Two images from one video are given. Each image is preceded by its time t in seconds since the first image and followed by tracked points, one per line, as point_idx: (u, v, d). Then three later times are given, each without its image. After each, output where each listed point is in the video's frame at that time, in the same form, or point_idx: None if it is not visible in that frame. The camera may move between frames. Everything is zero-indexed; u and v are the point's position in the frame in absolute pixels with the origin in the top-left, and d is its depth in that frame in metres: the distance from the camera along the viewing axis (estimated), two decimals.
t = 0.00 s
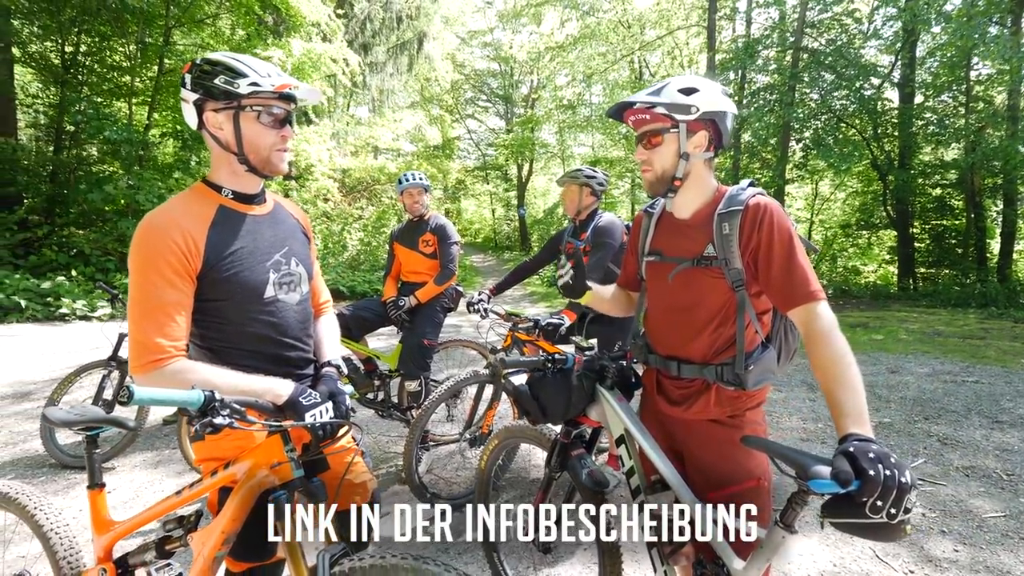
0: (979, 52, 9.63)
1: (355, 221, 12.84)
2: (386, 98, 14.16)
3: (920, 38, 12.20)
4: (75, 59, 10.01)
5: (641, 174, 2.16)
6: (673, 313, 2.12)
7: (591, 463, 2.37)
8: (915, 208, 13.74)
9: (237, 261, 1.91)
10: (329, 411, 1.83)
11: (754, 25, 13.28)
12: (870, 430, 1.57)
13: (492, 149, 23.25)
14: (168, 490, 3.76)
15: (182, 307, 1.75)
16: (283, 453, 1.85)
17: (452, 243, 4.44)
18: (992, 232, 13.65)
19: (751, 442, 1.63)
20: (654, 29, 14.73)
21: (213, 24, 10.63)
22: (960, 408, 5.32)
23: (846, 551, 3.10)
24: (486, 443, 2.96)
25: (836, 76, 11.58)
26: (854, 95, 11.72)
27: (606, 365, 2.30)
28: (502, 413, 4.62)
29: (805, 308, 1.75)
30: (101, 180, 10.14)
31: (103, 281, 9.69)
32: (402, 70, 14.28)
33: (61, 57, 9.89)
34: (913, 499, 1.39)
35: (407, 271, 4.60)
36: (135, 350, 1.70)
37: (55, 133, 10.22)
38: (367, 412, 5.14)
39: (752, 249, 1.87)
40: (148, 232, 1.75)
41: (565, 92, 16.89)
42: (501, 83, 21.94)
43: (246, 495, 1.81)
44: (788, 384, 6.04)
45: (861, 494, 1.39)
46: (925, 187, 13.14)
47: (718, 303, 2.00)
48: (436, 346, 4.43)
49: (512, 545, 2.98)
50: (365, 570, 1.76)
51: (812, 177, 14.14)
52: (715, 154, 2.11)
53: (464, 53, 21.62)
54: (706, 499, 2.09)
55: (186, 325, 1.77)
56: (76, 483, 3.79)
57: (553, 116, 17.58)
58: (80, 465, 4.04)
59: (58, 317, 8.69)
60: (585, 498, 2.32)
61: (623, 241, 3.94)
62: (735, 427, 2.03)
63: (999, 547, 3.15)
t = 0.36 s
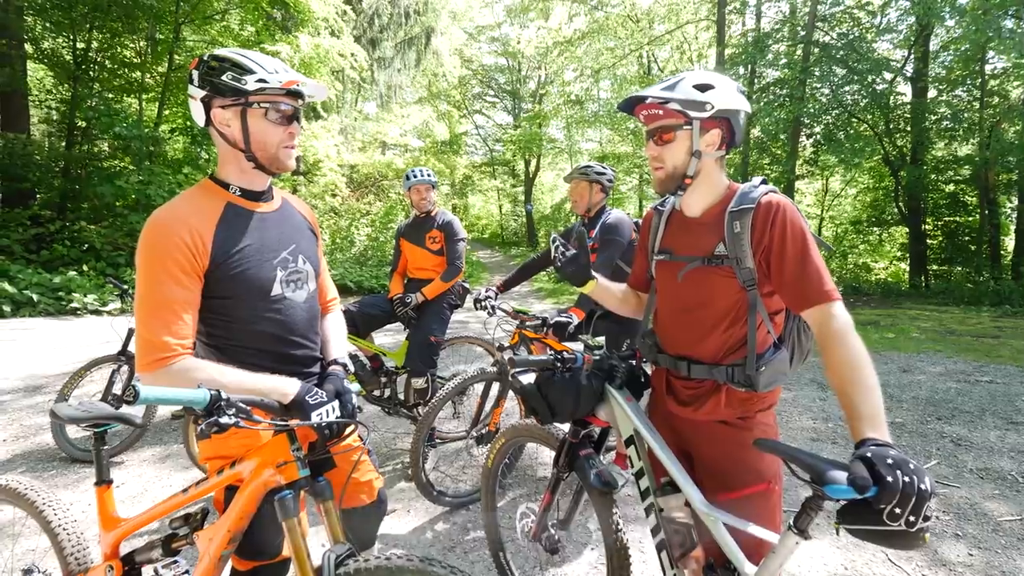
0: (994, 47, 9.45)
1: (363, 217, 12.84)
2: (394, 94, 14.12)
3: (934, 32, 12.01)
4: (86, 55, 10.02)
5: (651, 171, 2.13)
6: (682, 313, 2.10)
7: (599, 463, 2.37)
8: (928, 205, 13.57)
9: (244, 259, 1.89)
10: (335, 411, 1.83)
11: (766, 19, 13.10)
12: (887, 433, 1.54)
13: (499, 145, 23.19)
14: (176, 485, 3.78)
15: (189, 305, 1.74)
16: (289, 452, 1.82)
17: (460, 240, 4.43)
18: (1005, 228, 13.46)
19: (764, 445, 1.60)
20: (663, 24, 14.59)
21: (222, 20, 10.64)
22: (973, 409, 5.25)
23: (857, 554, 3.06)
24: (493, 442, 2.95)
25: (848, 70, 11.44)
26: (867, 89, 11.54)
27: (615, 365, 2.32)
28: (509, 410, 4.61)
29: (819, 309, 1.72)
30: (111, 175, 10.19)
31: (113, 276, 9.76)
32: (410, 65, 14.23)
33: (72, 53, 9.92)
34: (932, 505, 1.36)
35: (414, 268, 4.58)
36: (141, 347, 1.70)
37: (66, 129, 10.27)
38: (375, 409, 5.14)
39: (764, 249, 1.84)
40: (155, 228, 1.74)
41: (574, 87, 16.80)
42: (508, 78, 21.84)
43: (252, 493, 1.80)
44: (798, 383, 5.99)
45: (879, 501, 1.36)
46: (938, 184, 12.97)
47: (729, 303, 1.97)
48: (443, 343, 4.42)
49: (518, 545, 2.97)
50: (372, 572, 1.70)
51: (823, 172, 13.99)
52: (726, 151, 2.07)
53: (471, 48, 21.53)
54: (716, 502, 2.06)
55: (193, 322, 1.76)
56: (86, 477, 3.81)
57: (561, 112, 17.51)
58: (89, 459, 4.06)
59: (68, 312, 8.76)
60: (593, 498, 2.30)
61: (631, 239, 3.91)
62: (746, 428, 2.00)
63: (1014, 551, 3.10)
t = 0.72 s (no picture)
0: (990, 58, 9.51)
1: (359, 216, 12.78)
2: (393, 93, 14.08)
3: (931, 43, 12.11)
4: (84, 48, 9.94)
5: (653, 176, 2.11)
6: (684, 320, 2.08)
7: (597, 469, 2.35)
8: (922, 214, 13.64)
9: (240, 258, 1.86)
10: (331, 413, 1.79)
11: (765, 26, 13.15)
12: (893, 445, 1.52)
13: (497, 146, 23.19)
14: (165, 484, 3.73)
15: (183, 304, 1.70)
16: (283, 454, 1.78)
17: (458, 241, 4.40)
18: (999, 239, 13.54)
19: (769, 454, 1.58)
20: (663, 30, 14.64)
21: (222, 17, 10.59)
22: (967, 418, 5.25)
23: (852, 564, 3.04)
24: (489, 445, 2.91)
25: (845, 79, 11.51)
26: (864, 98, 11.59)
27: (616, 370, 2.27)
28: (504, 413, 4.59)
29: (823, 318, 1.70)
30: (107, 170, 10.10)
31: (106, 271, 9.67)
32: (409, 65, 14.20)
33: (70, 46, 9.86)
34: (939, 520, 1.34)
35: (411, 269, 4.55)
36: (133, 346, 1.66)
37: (62, 122, 10.19)
38: (369, 409, 5.10)
39: (768, 256, 1.82)
40: (149, 225, 1.71)
41: (573, 90, 16.83)
42: (507, 80, 21.83)
43: (243, 497, 1.76)
44: (793, 390, 5.98)
45: (884, 514, 1.35)
46: (932, 193, 13.06)
47: (732, 310, 1.95)
48: (440, 344, 4.39)
49: (513, 549, 2.95)
50: None
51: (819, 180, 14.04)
52: (730, 158, 2.05)
53: (471, 49, 21.55)
54: (715, 510, 2.03)
55: (187, 322, 1.73)
56: (73, 475, 3.75)
57: (560, 115, 17.53)
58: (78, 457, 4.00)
59: (60, 306, 8.67)
60: (591, 504, 2.28)
61: (630, 242, 3.88)
62: (746, 437, 1.99)
63: (1008, 561, 3.09)
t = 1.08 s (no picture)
0: (993, 68, 9.50)
1: (359, 214, 12.73)
2: (396, 92, 14.06)
3: (933, 52, 12.12)
4: (86, 40, 9.90)
5: (658, 179, 2.08)
6: (688, 324, 2.05)
7: (597, 473, 2.33)
8: (922, 222, 13.64)
9: (240, 254, 1.83)
10: (329, 411, 1.76)
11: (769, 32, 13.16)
12: (901, 455, 1.50)
13: (498, 147, 23.17)
14: (159, 481, 3.69)
15: (181, 299, 1.67)
16: (279, 453, 1.75)
17: (461, 241, 4.36)
18: (997, 249, 13.55)
19: (775, 463, 1.57)
20: (666, 34, 14.62)
21: (225, 13, 10.55)
22: (965, 427, 5.25)
23: (850, 572, 3.03)
24: (487, 447, 2.88)
25: (848, 86, 11.52)
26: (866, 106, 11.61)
27: (619, 375, 2.25)
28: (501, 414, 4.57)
29: (831, 324, 1.68)
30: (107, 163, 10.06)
31: (104, 265, 9.61)
32: (412, 64, 14.15)
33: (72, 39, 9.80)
34: (949, 532, 1.32)
35: (413, 267, 4.53)
36: (129, 340, 1.63)
37: (62, 114, 10.13)
38: (366, 408, 5.07)
39: (775, 261, 1.80)
40: (149, 218, 1.68)
41: (574, 93, 16.81)
42: (509, 81, 21.81)
43: (238, 495, 1.73)
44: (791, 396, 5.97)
45: (894, 525, 1.33)
46: (932, 203, 13.08)
47: (737, 315, 1.93)
48: (439, 345, 4.37)
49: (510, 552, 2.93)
50: None
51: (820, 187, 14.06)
52: (738, 162, 2.03)
53: (474, 50, 21.53)
54: (717, 517, 2.01)
55: (185, 317, 1.70)
56: (67, 470, 3.72)
57: (561, 116, 17.50)
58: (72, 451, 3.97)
59: (56, 299, 8.62)
60: (591, 509, 2.25)
61: (632, 244, 3.86)
62: (749, 444, 1.97)
63: (1007, 572, 3.07)
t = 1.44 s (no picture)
0: (1004, 70, 9.40)
1: (363, 215, 12.75)
2: (401, 93, 14.07)
3: (942, 54, 12.03)
4: (95, 42, 9.95)
5: (660, 180, 2.06)
6: (689, 327, 2.04)
7: (596, 477, 2.31)
8: (930, 225, 13.53)
9: (239, 253, 1.82)
10: (326, 412, 1.75)
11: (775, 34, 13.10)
12: (905, 461, 1.47)
13: (502, 149, 23.21)
14: (163, 478, 3.69)
15: (181, 298, 1.66)
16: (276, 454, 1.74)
17: (466, 241, 4.35)
18: (1006, 253, 13.42)
19: (777, 469, 1.56)
20: (672, 35, 14.59)
21: (232, 15, 10.61)
22: (973, 434, 5.19)
23: None
24: (487, 449, 2.88)
25: (855, 88, 11.47)
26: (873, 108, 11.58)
27: (618, 377, 2.23)
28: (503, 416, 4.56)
29: (835, 328, 1.66)
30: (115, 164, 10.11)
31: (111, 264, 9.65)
32: (417, 66, 14.18)
33: (82, 41, 9.87)
34: (953, 542, 1.30)
35: (417, 268, 4.52)
36: (128, 339, 1.62)
37: (71, 115, 10.21)
38: (368, 408, 5.06)
39: (778, 263, 1.78)
40: (150, 217, 1.68)
41: (579, 94, 16.77)
42: (514, 83, 21.83)
43: (235, 494, 1.72)
44: (797, 400, 5.92)
45: (896, 534, 1.31)
46: (941, 206, 12.97)
47: (739, 318, 1.91)
48: (443, 346, 4.35)
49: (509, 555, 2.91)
50: None
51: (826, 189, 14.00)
52: (741, 162, 2.01)
53: (479, 52, 21.55)
54: (716, 522, 1.99)
55: (184, 316, 1.69)
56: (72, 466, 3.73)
57: (567, 118, 17.49)
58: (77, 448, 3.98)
59: (64, 298, 8.67)
60: (590, 513, 2.24)
61: (635, 247, 3.85)
62: (749, 449, 1.95)
63: None
